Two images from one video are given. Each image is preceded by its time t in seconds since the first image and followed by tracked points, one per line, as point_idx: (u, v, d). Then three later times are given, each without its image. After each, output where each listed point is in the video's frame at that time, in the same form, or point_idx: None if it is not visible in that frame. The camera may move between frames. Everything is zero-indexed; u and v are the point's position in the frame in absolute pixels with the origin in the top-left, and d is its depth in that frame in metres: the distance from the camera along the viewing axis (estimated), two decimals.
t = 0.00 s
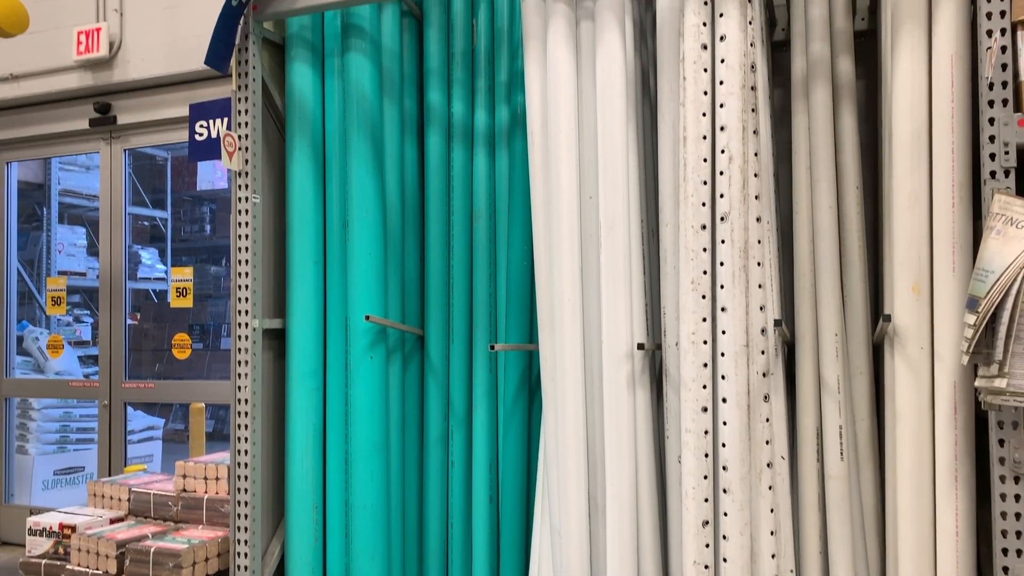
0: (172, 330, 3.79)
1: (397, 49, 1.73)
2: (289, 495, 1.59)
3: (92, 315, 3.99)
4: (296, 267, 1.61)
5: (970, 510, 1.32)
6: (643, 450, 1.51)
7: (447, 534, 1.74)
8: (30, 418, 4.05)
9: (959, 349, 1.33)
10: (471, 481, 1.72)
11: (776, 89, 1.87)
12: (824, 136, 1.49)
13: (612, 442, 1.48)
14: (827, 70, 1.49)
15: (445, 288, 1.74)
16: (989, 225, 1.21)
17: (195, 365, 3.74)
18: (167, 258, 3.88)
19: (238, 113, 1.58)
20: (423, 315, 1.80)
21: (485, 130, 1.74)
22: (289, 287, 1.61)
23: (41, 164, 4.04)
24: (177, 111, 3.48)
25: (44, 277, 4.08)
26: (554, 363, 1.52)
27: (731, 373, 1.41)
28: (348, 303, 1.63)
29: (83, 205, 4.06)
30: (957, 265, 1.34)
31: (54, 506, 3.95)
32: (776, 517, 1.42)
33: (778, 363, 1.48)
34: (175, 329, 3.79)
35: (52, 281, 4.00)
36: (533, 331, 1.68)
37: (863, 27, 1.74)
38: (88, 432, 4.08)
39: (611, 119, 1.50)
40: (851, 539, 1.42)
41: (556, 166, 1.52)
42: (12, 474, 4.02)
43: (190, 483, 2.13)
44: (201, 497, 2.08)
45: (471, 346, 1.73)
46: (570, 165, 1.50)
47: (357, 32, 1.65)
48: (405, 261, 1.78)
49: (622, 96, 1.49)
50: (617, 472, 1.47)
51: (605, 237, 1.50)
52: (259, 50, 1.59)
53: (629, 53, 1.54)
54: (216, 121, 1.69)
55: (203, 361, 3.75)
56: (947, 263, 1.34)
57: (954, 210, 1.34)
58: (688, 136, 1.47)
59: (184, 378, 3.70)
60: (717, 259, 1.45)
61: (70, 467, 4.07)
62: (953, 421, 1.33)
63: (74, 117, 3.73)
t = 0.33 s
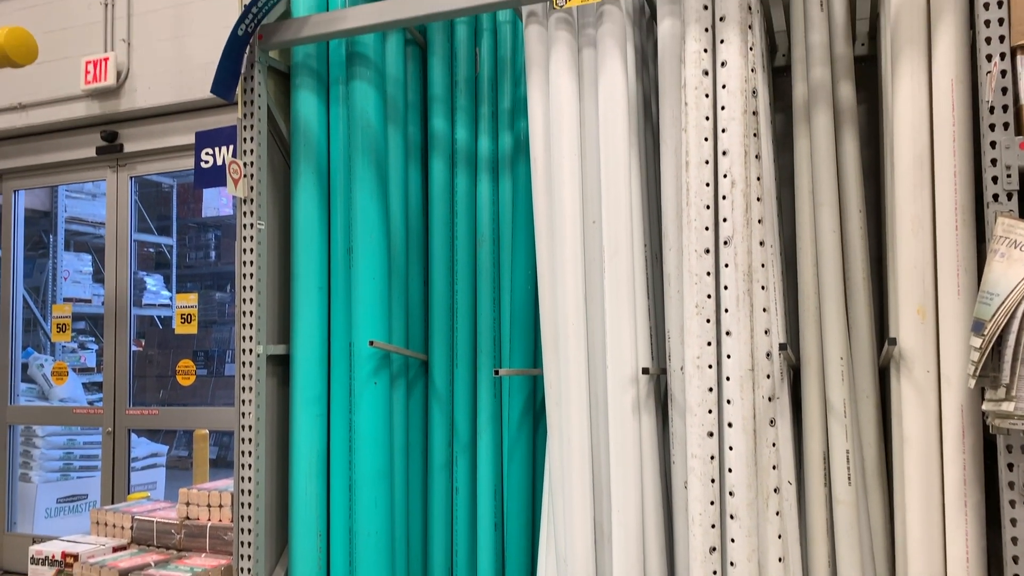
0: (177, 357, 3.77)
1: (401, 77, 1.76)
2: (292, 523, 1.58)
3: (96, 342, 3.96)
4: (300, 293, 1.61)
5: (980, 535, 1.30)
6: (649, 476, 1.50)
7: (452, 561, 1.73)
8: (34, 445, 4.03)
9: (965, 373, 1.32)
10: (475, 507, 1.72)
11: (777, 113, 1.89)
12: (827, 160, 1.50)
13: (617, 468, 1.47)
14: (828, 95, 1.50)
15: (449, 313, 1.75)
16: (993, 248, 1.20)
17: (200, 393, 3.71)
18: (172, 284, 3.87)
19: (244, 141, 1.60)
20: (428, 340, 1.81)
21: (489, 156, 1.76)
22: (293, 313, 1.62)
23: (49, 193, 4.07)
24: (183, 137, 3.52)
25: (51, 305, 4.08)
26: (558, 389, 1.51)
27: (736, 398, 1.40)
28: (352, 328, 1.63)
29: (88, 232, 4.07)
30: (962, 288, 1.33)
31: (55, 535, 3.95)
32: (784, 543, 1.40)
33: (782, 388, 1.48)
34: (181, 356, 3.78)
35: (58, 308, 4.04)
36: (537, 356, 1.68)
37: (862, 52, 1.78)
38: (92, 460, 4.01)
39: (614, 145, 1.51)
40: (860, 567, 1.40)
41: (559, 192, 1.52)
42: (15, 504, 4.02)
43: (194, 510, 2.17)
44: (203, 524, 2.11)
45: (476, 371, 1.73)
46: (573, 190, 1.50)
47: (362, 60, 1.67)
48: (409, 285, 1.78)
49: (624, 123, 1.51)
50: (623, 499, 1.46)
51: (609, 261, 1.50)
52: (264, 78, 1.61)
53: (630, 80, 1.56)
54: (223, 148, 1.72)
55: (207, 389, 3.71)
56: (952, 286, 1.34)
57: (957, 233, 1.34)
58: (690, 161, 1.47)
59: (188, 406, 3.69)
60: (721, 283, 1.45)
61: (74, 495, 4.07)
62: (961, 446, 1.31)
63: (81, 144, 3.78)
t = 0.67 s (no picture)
0: (179, 378, 3.78)
1: (404, 99, 1.78)
2: (294, 545, 1.57)
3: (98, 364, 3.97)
4: (303, 314, 1.62)
5: (988, 555, 1.29)
6: (653, 497, 1.49)
7: None
8: (35, 467, 4.02)
9: (971, 390, 1.31)
10: (478, 529, 1.71)
11: (778, 132, 1.91)
12: (828, 178, 1.50)
13: (621, 490, 1.46)
14: (829, 113, 1.51)
15: (451, 333, 1.75)
16: (996, 265, 1.20)
17: (201, 414, 3.71)
18: (174, 305, 3.88)
19: (247, 162, 1.61)
20: (430, 360, 1.81)
21: (491, 177, 1.77)
22: (296, 333, 1.63)
23: (53, 214, 4.09)
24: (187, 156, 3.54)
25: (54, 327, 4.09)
26: (562, 409, 1.50)
27: (740, 418, 1.39)
28: (355, 349, 1.63)
29: (92, 254, 4.10)
30: (966, 305, 1.32)
31: (59, 558, 3.94)
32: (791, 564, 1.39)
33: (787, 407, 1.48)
34: (183, 377, 3.78)
35: (61, 329, 4.05)
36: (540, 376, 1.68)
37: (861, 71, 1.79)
38: (93, 481, 4.00)
39: (616, 165, 1.51)
40: None
41: (561, 212, 1.52)
42: (16, 526, 4.01)
43: (194, 532, 2.16)
44: (205, 547, 2.12)
45: (479, 392, 1.72)
46: (575, 210, 1.51)
47: (365, 82, 1.68)
48: (411, 305, 1.78)
49: (626, 143, 1.51)
50: (627, 520, 1.44)
51: (612, 280, 1.50)
52: (267, 100, 1.63)
53: (632, 101, 1.57)
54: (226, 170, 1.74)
55: (209, 409, 3.71)
56: (956, 304, 1.33)
57: (960, 249, 1.33)
58: (692, 180, 1.47)
59: (189, 427, 3.69)
60: (724, 302, 1.44)
61: (76, 517, 4.06)
62: (968, 464, 1.30)
63: (85, 166, 3.80)
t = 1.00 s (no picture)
0: (178, 392, 3.76)
1: (403, 113, 1.78)
2: (293, 560, 1.56)
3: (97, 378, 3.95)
4: (302, 327, 1.62)
5: (991, 570, 1.27)
6: (653, 511, 1.49)
7: None
8: (33, 483, 3.99)
9: (971, 403, 1.31)
10: (478, 544, 1.69)
11: (776, 147, 1.92)
12: (827, 192, 1.50)
13: (622, 504, 1.45)
14: (827, 128, 1.52)
15: (451, 346, 1.75)
16: (995, 278, 1.20)
17: (200, 429, 3.69)
18: (173, 318, 3.86)
19: (247, 176, 1.61)
20: (430, 374, 1.80)
21: (490, 191, 1.78)
22: (295, 347, 1.63)
23: (52, 228, 4.09)
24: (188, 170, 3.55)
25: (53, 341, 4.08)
26: (561, 424, 1.50)
27: (741, 431, 1.39)
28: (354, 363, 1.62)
29: (91, 267, 4.07)
30: (966, 319, 1.32)
31: None
32: None
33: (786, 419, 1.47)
34: (182, 392, 3.76)
35: (60, 344, 4.05)
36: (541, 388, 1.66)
37: (859, 86, 1.80)
38: (92, 497, 3.98)
39: (615, 179, 1.52)
40: None
41: (561, 225, 1.52)
42: (13, 541, 3.99)
43: (193, 547, 2.15)
44: (203, 562, 2.10)
45: (478, 406, 1.72)
46: (574, 224, 1.51)
47: (364, 97, 1.68)
48: (411, 319, 1.78)
49: (625, 157, 1.52)
50: (628, 534, 1.44)
51: (612, 293, 1.50)
52: (267, 114, 1.63)
53: (631, 115, 1.58)
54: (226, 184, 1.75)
55: (208, 424, 3.69)
56: (957, 317, 1.33)
57: (960, 262, 1.33)
58: (691, 194, 1.47)
59: (188, 442, 3.68)
60: (724, 315, 1.44)
61: (71, 534, 4.03)
62: (970, 478, 1.29)
63: (85, 181, 3.82)
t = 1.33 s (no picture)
0: (177, 403, 3.75)
1: (404, 124, 1.79)
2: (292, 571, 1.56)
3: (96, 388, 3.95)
4: (303, 337, 1.62)
5: None
6: (654, 520, 1.48)
7: None
8: (31, 493, 3.98)
9: (972, 414, 1.30)
10: (478, 556, 1.69)
11: (776, 158, 1.93)
12: (827, 202, 1.50)
13: (622, 514, 1.45)
14: (827, 139, 1.52)
15: (450, 356, 1.75)
16: (995, 288, 1.20)
17: (199, 439, 3.69)
18: (173, 328, 3.86)
19: (247, 185, 1.62)
20: (429, 384, 1.80)
21: (490, 202, 1.78)
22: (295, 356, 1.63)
23: (52, 238, 4.09)
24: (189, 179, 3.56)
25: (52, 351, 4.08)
26: (561, 434, 1.50)
27: (741, 441, 1.38)
28: (354, 373, 1.62)
29: (91, 277, 4.09)
30: (966, 330, 1.32)
31: None
32: None
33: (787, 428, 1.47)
34: (181, 402, 3.76)
35: (59, 353, 4.05)
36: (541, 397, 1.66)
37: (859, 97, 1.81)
38: (91, 507, 3.97)
39: (615, 189, 1.52)
40: None
41: (561, 235, 1.52)
42: (11, 551, 3.97)
43: (191, 558, 2.14)
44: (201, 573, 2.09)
45: (478, 416, 1.72)
46: (574, 235, 1.51)
47: (365, 107, 1.69)
48: (411, 328, 1.78)
49: (625, 168, 1.52)
50: (629, 545, 1.43)
51: (612, 303, 1.50)
52: (268, 125, 1.64)
53: (631, 126, 1.58)
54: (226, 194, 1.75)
55: (207, 434, 3.68)
56: (957, 327, 1.32)
57: (959, 273, 1.33)
58: (691, 204, 1.47)
59: (187, 452, 3.67)
60: (724, 325, 1.44)
61: (70, 543, 4.01)
62: (971, 489, 1.29)
63: (86, 191, 3.83)
